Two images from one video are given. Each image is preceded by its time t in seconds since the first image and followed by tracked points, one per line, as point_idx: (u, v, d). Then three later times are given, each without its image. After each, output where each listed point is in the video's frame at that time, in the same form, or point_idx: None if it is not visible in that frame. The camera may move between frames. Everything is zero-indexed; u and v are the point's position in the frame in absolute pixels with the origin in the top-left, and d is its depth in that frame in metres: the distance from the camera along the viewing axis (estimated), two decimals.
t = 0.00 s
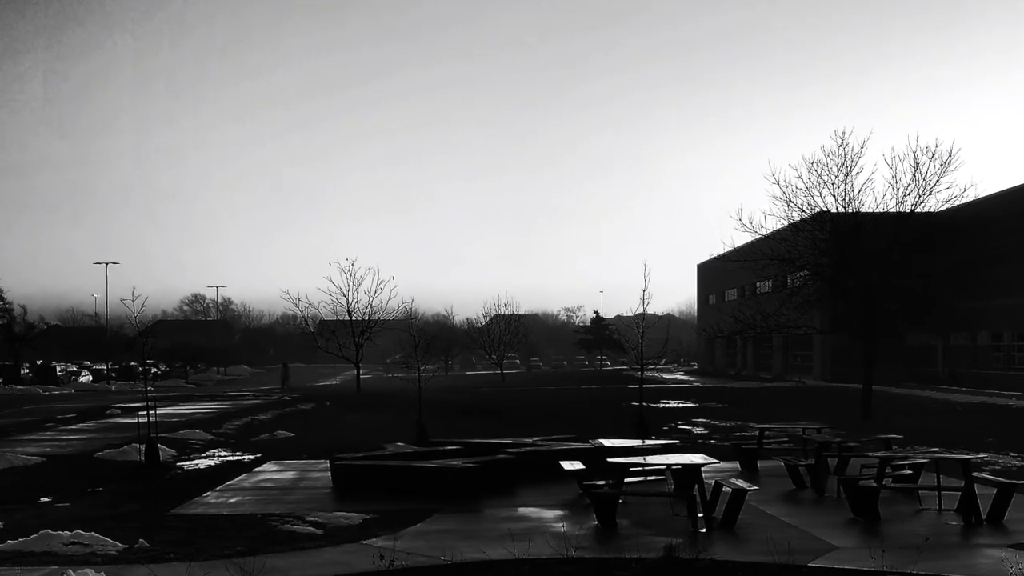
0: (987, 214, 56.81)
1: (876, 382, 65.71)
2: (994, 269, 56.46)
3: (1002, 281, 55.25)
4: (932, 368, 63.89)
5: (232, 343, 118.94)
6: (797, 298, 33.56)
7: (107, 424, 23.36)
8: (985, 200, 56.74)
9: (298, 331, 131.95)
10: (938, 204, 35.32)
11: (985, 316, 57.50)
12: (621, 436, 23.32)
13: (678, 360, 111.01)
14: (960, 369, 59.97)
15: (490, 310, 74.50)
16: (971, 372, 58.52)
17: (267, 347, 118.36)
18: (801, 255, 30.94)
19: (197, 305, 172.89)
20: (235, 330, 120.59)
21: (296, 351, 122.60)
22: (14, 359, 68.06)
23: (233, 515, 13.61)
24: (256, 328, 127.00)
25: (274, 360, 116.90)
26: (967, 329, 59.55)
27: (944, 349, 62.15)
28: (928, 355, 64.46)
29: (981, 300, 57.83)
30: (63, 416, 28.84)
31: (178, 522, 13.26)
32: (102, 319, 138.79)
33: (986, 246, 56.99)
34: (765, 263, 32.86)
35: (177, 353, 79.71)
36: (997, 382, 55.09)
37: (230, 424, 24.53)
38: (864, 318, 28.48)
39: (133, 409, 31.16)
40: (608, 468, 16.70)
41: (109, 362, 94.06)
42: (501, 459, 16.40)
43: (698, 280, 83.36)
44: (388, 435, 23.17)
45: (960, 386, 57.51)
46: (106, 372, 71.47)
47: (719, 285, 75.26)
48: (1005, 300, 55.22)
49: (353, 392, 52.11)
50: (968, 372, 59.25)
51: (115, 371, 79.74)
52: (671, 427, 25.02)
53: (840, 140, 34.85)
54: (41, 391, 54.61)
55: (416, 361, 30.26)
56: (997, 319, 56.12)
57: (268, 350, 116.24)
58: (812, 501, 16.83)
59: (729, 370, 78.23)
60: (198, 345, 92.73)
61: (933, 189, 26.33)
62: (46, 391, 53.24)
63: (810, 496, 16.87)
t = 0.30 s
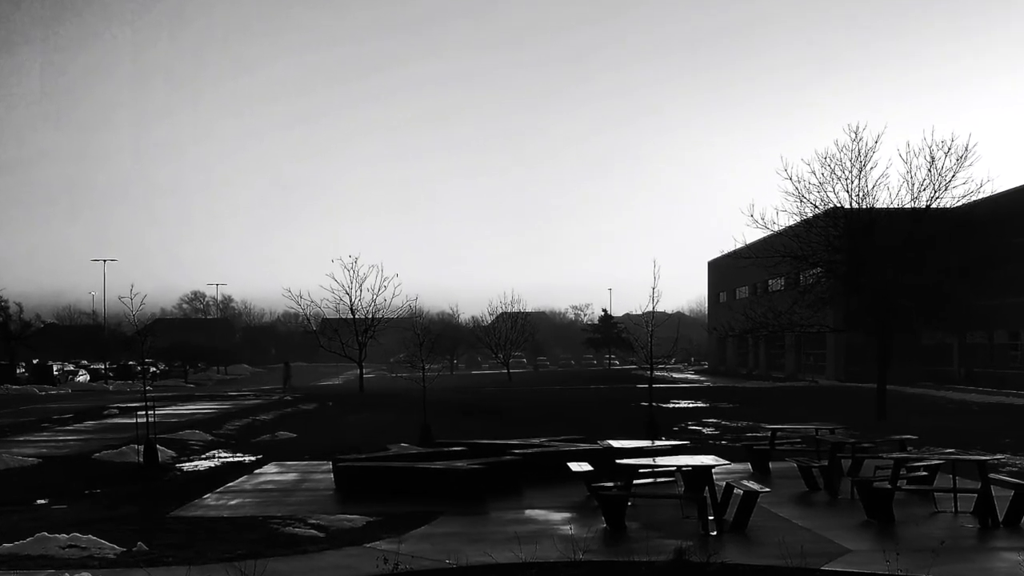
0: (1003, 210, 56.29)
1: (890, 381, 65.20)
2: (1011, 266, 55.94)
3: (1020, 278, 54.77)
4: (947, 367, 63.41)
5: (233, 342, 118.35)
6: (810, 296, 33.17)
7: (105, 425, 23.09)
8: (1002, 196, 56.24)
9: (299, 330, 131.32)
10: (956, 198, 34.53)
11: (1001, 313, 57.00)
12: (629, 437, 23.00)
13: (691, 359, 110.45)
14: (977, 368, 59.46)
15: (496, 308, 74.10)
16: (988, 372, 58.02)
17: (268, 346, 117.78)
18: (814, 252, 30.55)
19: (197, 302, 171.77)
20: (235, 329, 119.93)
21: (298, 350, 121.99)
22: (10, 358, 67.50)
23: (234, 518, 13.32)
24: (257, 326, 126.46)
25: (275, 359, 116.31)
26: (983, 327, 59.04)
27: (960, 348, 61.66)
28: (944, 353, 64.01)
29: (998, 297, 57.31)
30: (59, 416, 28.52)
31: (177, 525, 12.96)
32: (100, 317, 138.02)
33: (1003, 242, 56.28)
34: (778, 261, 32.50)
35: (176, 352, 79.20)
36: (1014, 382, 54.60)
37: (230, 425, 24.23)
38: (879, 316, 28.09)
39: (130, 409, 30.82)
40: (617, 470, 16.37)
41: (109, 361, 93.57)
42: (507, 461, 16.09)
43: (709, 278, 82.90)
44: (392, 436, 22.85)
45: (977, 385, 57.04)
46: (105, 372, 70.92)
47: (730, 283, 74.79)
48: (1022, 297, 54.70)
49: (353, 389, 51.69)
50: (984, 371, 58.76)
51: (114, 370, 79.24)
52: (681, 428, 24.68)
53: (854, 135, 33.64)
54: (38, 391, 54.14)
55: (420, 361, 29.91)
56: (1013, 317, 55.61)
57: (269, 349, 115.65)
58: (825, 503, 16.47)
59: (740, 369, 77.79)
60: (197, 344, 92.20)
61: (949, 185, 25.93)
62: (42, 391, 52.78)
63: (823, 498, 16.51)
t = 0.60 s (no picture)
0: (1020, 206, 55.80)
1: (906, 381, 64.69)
2: None
3: None
4: (964, 366, 62.95)
5: (234, 340, 117.58)
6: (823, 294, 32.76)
7: (103, 426, 22.78)
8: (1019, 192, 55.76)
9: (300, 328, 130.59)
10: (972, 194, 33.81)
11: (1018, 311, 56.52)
12: (638, 438, 22.71)
13: (700, 357, 109.80)
14: (994, 367, 58.98)
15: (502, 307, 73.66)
16: (1007, 371, 57.58)
17: (269, 345, 117.07)
18: (827, 249, 30.16)
19: (196, 300, 170.80)
20: (235, 327, 119.20)
21: (299, 349, 121.27)
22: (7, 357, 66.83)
23: (234, 520, 13.03)
24: (257, 324, 125.69)
25: (277, 358, 115.62)
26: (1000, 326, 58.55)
27: (977, 346, 61.18)
28: (960, 352, 63.53)
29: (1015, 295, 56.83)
30: (55, 417, 28.19)
31: (176, 527, 12.68)
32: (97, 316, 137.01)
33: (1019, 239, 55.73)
34: (790, 258, 32.10)
35: (176, 350, 78.58)
36: None
37: (230, 425, 23.97)
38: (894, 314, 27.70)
39: (128, 410, 30.46)
40: (627, 471, 16.04)
41: (106, 361, 92.86)
42: (513, 462, 15.77)
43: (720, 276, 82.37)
44: (396, 437, 22.55)
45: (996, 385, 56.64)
46: (102, 372, 70.31)
47: (742, 281, 74.26)
48: None
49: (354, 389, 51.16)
50: (1002, 370, 58.28)
51: (111, 370, 78.63)
52: (691, 428, 24.36)
53: (869, 127, 33.55)
54: (33, 391, 53.61)
55: (424, 360, 29.59)
56: None
57: (270, 348, 114.92)
58: (839, 505, 16.11)
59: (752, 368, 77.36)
60: (197, 343, 91.57)
61: (965, 180, 25.53)
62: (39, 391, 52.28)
63: (836, 500, 16.15)
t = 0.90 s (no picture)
0: None
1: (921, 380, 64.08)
2: None
3: None
4: (980, 365, 62.32)
5: (234, 339, 116.88)
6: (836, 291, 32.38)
7: (101, 426, 22.48)
8: None
9: (302, 327, 130.10)
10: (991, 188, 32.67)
11: None
12: (648, 438, 22.39)
13: (709, 356, 109.11)
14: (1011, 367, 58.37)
15: (508, 305, 73.23)
16: None
17: (270, 344, 116.47)
18: (842, 245, 29.80)
19: (196, 298, 169.82)
20: (236, 326, 118.72)
21: (302, 348, 120.69)
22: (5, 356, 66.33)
23: (234, 523, 12.72)
24: (258, 323, 125.02)
25: (278, 357, 115.12)
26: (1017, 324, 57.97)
27: (994, 346, 60.59)
28: (976, 351, 62.91)
29: None
30: (49, 417, 27.95)
31: (176, 530, 12.38)
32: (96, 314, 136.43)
33: None
34: (803, 255, 31.70)
35: (174, 349, 78.13)
36: None
37: (231, 426, 23.70)
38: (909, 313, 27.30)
39: (123, 411, 30.21)
40: (636, 473, 15.72)
41: (104, 360, 92.16)
42: (520, 463, 15.44)
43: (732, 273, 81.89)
44: (399, 438, 22.24)
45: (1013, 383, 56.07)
46: (100, 371, 69.66)
47: (754, 278, 73.77)
48: None
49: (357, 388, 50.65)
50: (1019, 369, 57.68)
51: (111, 369, 78.06)
52: (702, 428, 24.00)
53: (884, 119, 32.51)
54: (30, 391, 53.06)
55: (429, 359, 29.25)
56: None
57: (271, 348, 114.44)
58: (853, 508, 15.74)
59: (765, 367, 76.85)
60: (198, 341, 91.10)
61: (983, 174, 25.12)
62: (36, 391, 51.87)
63: (851, 502, 15.79)
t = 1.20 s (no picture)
0: None
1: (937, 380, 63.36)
2: None
3: None
4: (996, 365, 61.62)
5: (235, 337, 116.16)
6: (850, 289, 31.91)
7: (98, 427, 22.16)
8: None
9: (305, 325, 129.63)
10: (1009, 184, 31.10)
11: None
12: (659, 439, 22.03)
13: (720, 355, 108.47)
14: None
15: (514, 303, 72.80)
16: None
17: (272, 343, 115.90)
18: (856, 242, 29.39)
19: (195, 295, 168.96)
20: (235, 325, 118.22)
21: (304, 347, 120.21)
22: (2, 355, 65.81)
23: (235, 526, 12.43)
24: (258, 320, 124.34)
25: (280, 356, 114.59)
26: None
27: (1011, 345, 59.89)
28: (992, 350, 62.19)
29: None
30: (42, 418, 27.75)
31: (175, 533, 12.10)
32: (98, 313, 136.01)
33: None
34: (817, 251, 31.25)
35: (174, 348, 77.65)
36: None
37: (232, 426, 23.40)
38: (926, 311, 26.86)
39: (122, 411, 29.92)
40: (646, 474, 15.38)
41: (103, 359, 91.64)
42: (528, 465, 15.11)
43: (743, 271, 81.40)
44: (404, 439, 21.94)
45: None
46: (98, 370, 69.07)
47: (767, 275, 73.19)
48: None
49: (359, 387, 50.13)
50: None
51: (108, 368, 77.53)
52: (713, 429, 23.61)
53: (899, 112, 30.71)
54: (28, 391, 52.66)
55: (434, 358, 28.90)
56: None
57: (273, 346, 113.93)
58: (868, 510, 15.37)
59: (778, 366, 76.25)
60: (198, 340, 90.65)
61: (1001, 169, 24.63)
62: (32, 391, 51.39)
63: (866, 505, 15.41)
